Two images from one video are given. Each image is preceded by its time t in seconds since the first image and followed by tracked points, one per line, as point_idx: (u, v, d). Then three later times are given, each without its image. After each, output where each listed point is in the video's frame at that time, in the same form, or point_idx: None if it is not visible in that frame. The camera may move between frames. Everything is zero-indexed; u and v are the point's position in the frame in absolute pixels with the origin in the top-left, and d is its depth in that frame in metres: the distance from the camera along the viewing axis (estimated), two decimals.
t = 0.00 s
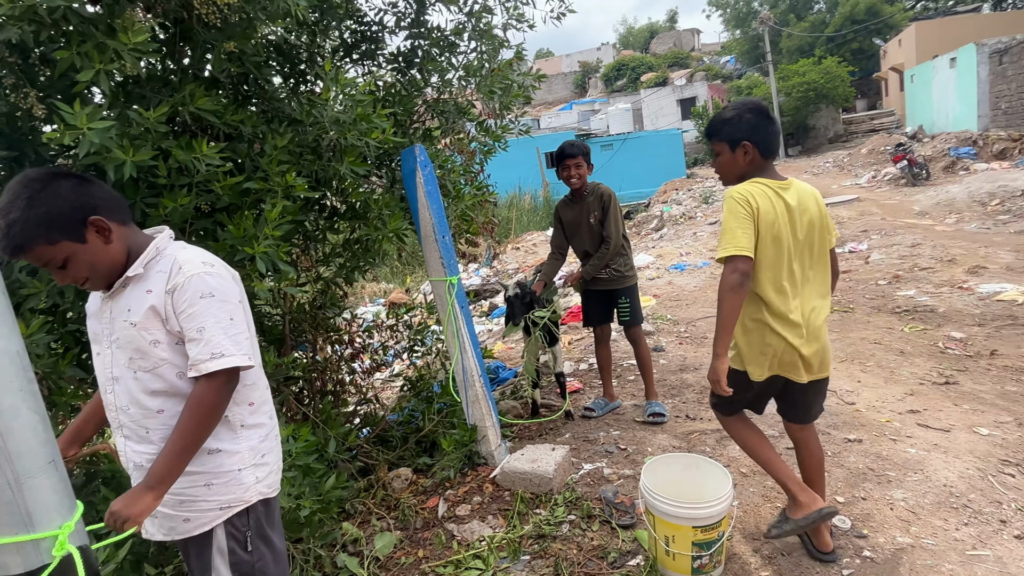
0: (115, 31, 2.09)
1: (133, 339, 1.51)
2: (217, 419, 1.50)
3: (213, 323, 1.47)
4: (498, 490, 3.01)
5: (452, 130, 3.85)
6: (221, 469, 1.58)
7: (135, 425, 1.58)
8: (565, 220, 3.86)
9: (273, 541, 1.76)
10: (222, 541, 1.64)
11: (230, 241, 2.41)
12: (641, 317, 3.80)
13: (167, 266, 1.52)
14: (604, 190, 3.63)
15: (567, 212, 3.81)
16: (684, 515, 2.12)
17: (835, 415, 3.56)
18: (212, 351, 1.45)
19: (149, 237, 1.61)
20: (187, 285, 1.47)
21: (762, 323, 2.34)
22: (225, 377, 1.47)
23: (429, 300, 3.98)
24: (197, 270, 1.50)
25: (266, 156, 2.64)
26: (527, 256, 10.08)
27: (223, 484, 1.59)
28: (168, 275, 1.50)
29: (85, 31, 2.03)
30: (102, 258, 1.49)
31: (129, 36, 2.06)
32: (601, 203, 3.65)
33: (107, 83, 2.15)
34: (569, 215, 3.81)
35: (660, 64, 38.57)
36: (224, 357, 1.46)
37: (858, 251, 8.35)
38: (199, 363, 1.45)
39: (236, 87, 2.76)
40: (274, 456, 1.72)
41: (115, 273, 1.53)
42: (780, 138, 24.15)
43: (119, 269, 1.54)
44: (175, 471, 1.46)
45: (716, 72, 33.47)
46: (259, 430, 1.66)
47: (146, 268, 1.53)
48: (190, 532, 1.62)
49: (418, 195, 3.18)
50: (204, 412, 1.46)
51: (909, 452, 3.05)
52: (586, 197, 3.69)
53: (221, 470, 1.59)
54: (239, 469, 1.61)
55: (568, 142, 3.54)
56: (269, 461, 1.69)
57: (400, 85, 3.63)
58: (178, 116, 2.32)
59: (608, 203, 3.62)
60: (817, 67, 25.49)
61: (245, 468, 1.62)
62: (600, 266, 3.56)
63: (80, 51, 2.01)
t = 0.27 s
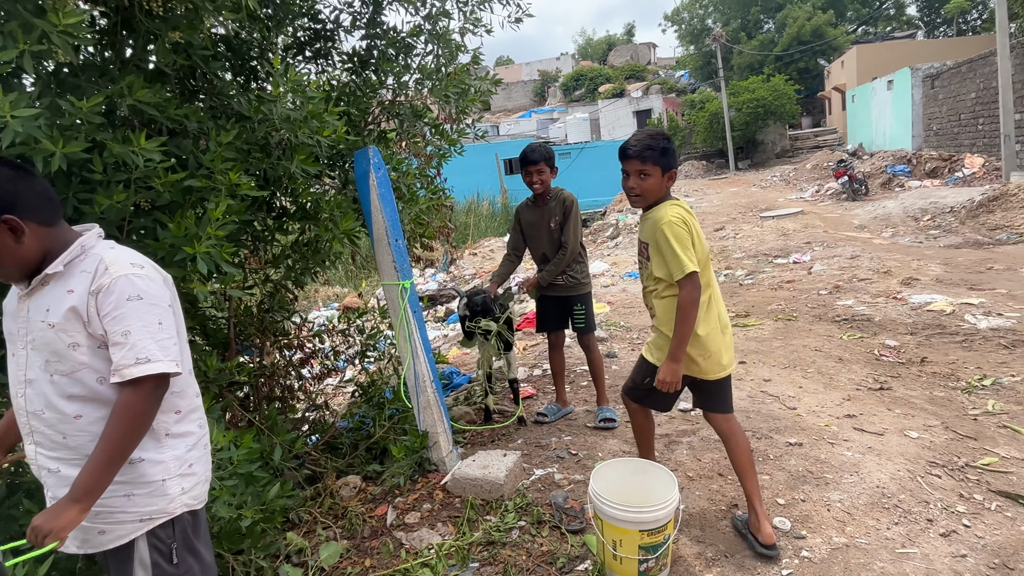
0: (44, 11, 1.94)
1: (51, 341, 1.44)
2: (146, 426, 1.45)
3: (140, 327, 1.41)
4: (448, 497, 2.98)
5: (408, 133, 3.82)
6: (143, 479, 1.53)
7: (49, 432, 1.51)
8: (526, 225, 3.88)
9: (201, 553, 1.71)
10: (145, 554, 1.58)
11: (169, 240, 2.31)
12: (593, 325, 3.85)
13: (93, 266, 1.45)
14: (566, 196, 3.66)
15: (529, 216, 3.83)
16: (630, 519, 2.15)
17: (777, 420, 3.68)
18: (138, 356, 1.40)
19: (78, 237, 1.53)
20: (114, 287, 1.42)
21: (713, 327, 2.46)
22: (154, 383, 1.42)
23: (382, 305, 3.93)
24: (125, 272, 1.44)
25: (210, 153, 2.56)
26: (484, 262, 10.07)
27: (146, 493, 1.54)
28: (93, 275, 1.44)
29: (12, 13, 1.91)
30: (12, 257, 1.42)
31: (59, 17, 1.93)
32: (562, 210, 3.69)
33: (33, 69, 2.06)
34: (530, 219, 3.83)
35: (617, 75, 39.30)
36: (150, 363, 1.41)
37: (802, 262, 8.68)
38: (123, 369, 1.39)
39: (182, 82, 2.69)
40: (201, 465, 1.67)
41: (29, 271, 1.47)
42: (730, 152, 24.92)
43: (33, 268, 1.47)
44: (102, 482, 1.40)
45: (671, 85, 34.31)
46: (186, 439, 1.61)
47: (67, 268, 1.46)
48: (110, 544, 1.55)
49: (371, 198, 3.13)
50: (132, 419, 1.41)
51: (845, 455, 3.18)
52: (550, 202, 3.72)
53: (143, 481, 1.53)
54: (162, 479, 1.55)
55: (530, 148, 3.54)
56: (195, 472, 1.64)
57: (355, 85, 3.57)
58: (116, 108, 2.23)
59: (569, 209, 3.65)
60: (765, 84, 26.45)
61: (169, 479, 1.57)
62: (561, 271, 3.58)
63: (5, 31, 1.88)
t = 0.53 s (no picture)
0: None
1: None
2: (90, 429, 1.41)
3: (82, 322, 1.37)
4: (414, 501, 2.95)
5: (378, 133, 3.79)
6: (78, 484, 1.48)
7: None
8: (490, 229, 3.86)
9: (143, 563, 1.66)
10: (81, 565, 1.53)
11: (126, 237, 2.23)
12: (563, 325, 3.88)
13: (37, 258, 1.42)
14: (531, 198, 3.68)
15: (492, 219, 3.82)
16: (597, 521, 2.16)
17: (741, 423, 3.74)
18: (78, 353, 1.35)
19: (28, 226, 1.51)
20: (57, 280, 1.38)
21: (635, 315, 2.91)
22: (95, 382, 1.38)
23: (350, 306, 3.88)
24: (71, 266, 1.41)
25: (171, 147, 2.50)
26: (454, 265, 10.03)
27: (79, 498, 1.49)
28: (36, 267, 1.41)
29: None
30: None
31: None
32: (527, 211, 3.70)
33: None
34: (494, 223, 3.82)
35: (588, 83, 39.69)
36: (89, 360, 1.36)
37: (766, 269, 8.88)
38: (62, 365, 1.34)
39: (143, 75, 2.61)
40: (143, 472, 1.62)
41: None
42: (698, 161, 25.38)
43: None
44: (44, 488, 1.37)
45: (641, 94, 34.80)
46: (126, 444, 1.57)
47: (8, 259, 1.44)
48: (42, 553, 1.51)
49: (339, 197, 3.09)
50: (74, 421, 1.37)
51: (805, 457, 3.25)
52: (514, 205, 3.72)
53: (78, 486, 1.48)
54: (99, 485, 1.51)
55: (491, 154, 3.48)
56: (136, 479, 1.59)
57: (324, 83, 3.52)
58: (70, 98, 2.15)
59: (534, 211, 3.67)
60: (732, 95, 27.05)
61: (106, 485, 1.52)
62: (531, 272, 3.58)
63: None
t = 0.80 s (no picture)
0: None
1: None
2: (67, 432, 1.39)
3: (60, 324, 1.35)
4: (398, 506, 2.93)
5: (367, 135, 3.78)
6: (46, 490, 1.45)
7: None
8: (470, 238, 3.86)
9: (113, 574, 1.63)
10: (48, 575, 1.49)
11: (108, 236, 2.20)
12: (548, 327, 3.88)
13: (16, 257, 1.39)
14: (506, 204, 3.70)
15: (470, 227, 3.82)
16: (582, 526, 2.16)
17: (725, 429, 3.76)
18: (54, 355, 1.33)
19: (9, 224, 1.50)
20: (36, 280, 1.36)
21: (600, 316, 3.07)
22: (72, 386, 1.36)
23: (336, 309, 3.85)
24: (51, 266, 1.38)
25: (157, 146, 2.47)
26: (442, 269, 10.01)
27: (46, 506, 1.46)
28: (14, 267, 1.38)
29: None
30: None
31: None
32: (504, 217, 3.71)
33: None
34: (473, 231, 3.82)
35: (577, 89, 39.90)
36: (66, 364, 1.34)
37: (751, 277, 8.96)
38: (37, 368, 1.31)
39: (128, 73, 2.59)
40: (115, 480, 1.59)
41: None
42: (685, 169, 25.59)
43: None
44: (19, 494, 1.35)
45: (629, 102, 35.03)
46: (99, 450, 1.54)
47: None
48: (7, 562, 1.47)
49: (327, 199, 3.07)
50: (52, 425, 1.35)
51: (789, 463, 3.28)
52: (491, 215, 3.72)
53: (46, 492, 1.45)
54: (67, 492, 1.48)
55: (466, 166, 3.49)
56: (107, 487, 1.56)
57: (313, 84, 3.50)
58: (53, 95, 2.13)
59: (511, 216, 3.69)
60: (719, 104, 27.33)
61: (76, 492, 1.49)
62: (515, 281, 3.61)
63: None
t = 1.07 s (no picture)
0: None
1: None
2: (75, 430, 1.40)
3: (68, 322, 1.36)
4: (400, 509, 2.94)
5: (370, 137, 3.80)
6: (49, 489, 1.45)
7: None
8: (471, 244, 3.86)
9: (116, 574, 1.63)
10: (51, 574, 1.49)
11: (115, 236, 2.21)
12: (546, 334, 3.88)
13: (25, 255, 1.41)
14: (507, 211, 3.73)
15: (470, 233, 3.83)
16: (585, 529, 2.16)
17: (726, 434, 3.77)
18: (62, 352, 1.34)
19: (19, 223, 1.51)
20: (46, 278, 1.37)
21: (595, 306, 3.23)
22: (80, 383, 1.37)
23: (338, 311, 3.86)
24: (61, 265, 1.40)
25: (164, 147, 2.48)
26: (443, 273, 10.02)
27: (49, 504, 1.46)
28: (24, 264, 1.39)
29: None
30: None
31: None
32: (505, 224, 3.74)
33: None
34: (473, 237, 3.83)
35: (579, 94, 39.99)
36: (73, 361, 1.34)
37: (752, 282, 8.98)
38: (44, 365, 1.33)
39: (133, 74, 2.61)
40: (117, 479, 1.60)
41: None
42: (686, 174, 25.64)
43: None
44: (27, 492, 1.35)
45: (630, 107, 35.10)
46: (102, 449, 1.54)
47: None
48: (10, 562, 1.47)
49: (331, 202, 3.09)
50: (60, 422, 1.35)
51: (790, 469, 3.28)
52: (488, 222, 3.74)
53: (49, 491, 1.45)
54: (70, 491, 1.48)
55: (465, 170, 3.50)
56: (110, 485, 1.56)
57: (317, 86, 3.51)
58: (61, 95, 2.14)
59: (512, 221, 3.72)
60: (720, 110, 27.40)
61: (79, 491, 1.49)
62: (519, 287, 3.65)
63: None
